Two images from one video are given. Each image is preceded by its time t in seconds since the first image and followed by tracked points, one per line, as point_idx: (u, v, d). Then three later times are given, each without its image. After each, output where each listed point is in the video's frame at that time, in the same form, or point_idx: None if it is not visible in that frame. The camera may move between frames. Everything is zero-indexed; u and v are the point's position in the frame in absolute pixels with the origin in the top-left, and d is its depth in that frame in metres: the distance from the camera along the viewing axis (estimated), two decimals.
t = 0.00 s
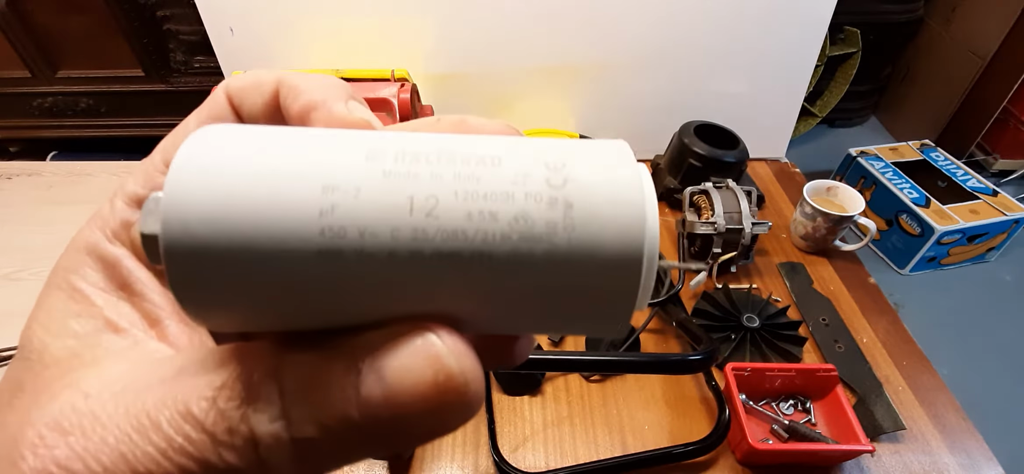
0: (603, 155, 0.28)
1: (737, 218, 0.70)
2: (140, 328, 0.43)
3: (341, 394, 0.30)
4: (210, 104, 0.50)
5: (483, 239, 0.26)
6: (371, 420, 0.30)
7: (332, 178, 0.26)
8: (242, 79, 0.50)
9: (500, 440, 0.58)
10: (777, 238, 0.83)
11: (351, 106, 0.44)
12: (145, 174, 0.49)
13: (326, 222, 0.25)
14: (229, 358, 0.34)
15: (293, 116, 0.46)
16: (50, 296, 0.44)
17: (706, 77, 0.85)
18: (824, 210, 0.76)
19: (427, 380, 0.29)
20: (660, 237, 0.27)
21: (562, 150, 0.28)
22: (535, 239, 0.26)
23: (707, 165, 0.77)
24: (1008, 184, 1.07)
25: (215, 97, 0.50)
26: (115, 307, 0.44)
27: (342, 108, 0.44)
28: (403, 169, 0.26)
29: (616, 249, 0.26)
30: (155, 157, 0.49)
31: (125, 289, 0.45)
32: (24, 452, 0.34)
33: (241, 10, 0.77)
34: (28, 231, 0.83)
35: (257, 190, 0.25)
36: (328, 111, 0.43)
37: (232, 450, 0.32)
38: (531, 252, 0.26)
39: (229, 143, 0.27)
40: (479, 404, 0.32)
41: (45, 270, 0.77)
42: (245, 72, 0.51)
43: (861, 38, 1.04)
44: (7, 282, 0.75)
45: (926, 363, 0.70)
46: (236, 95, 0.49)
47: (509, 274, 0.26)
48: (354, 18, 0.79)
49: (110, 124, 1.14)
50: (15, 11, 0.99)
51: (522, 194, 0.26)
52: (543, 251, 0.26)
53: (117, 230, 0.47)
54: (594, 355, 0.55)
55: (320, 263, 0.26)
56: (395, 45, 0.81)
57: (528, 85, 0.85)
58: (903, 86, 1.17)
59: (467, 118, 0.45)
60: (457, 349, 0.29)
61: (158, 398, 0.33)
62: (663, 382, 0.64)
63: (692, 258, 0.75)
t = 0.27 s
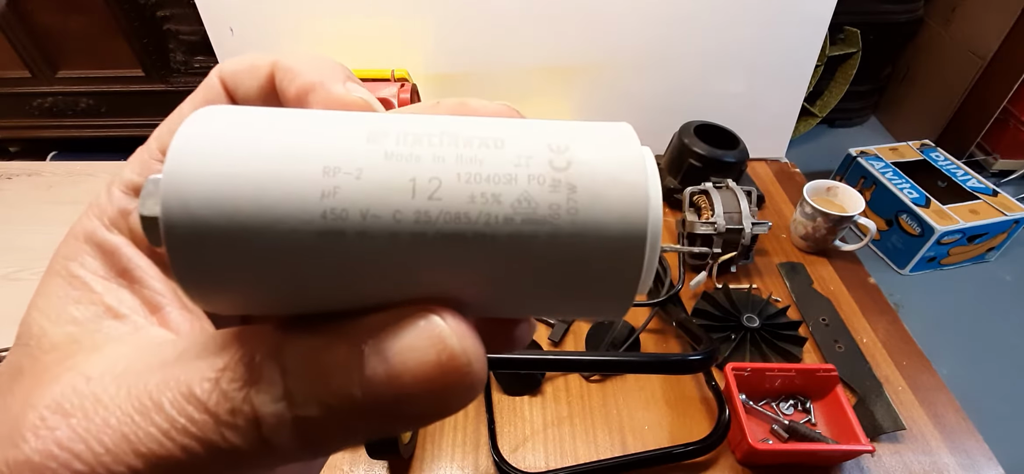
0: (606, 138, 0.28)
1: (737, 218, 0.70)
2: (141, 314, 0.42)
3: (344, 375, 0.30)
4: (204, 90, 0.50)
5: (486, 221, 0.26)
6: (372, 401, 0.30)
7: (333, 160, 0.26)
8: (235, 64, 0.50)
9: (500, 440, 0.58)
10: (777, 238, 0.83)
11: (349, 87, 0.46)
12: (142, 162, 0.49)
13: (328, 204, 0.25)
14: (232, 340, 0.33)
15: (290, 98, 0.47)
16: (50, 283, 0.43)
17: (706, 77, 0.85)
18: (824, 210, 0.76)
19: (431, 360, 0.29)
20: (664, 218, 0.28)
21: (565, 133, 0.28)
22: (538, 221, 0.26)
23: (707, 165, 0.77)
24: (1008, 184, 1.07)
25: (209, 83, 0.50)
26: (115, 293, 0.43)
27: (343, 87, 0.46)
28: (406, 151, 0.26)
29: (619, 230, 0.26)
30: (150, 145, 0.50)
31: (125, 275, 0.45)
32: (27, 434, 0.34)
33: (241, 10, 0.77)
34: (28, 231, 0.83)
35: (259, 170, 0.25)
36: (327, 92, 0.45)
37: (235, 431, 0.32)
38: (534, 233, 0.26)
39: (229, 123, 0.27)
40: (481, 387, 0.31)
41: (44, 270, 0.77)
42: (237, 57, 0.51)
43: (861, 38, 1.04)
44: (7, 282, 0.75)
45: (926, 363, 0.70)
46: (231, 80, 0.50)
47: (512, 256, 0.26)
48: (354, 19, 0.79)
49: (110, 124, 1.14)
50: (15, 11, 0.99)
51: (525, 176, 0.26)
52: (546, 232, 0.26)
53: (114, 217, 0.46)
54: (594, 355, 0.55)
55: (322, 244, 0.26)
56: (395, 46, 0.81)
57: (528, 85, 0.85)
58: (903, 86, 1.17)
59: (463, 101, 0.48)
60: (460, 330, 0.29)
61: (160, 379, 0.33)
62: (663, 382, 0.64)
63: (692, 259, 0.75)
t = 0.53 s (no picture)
0: (612, 139, 0.28)
1: (737, 218, 0.70)
2: (146, 311, 0.42)
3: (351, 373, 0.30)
4: (186, 84, 0.48)
5: (493, 228, 0.26)
6: (380, 399, 0.30)
7: (338, 167, 0.26)
8: (216, 53, 0.48)
9: (500, 440, 0.58)
10: (777, 238, 0.83)
11: (342, 78, 0.44)
12: (134, 162, 0.48)
13: (336, 211, 0.25)
14: (236, 338, 0.33)
15: (281, 90, 0.45)
16: (53, 282, 0.43)
17: (706, 78, 0.85)
18: (824, 210, 0.76)
19: (439, 359, 0.29)
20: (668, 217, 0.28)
21: (570, 135, 0.28)
22: (545, 227, 0.26)
23: (707, 165, 0.77)
24: (1008, 184, 1.06)
25: (189, 75, 0.48)
26: (123, 292, 0.43)
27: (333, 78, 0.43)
28: (412, 157, 0.26)
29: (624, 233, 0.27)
30: (140, 144, 0.48)
31: (127, 275, 0.44)
32: (34, 428, 0.33)
33: (241, 10, 0.77)
34: (28, 231, 0.83)
35: (265, 173, 0.25)
36: (321, 85, 0.43)
37: (243, 423, 0.32)
38: (541, 239, 0.26)
39: (234, 126, 0.26)
40: (484, 387, 0.32)
41: (44, 270, 0.77)
42: (217, 46, 0.49)
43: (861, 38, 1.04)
44: (7, 282, 0.75)
45: (926, 363, 0.70)
46: (212, 72, 0.48)
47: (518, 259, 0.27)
48: (354, 19, 0.79)
49: (111, 124, 1.14)
50: (15, 11, 0.99)
51: (531, 182, 0.26)
52: (553, 239, 0.26)
53: (113, 219, 0.46)
54: (594, 355, 0.55)
55: (329, 249, 0.26)
56: (395, 46, 0.81)
57: (528, 85, 0.85)
58: (903, 86, 1.17)
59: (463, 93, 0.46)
60: (467, 333, 0.30)
61: (169, 374, 0.33)
62: (663, 382, 0.64)
63: (692, 259, 0.75)
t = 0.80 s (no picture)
0: (617, 132, 0.28)
1: (737, 218, 0.70)
2: (146, 302, 0.42)
3: (356, 361, 0.30)
4: (184, 75, 0.47)
5: (498, 221, 0.26)
6: (383, 387, 0.30)
7: (342, 159, 0.25)
8: (212, 44, 0.48)
9: (500, 440, 0.58)
10: (777, 238, 0.83)
11: (341, 61, 0.44)
12: (132, 155, 0.47)
13: (339, 204, 0.25)
14: (239, 326, 0.32)
15: (279, 78, 0.45)
16: (51, 274, 0.43)
17: (706, 77, 0.85)
18: (823, 210, 0.76)
19: (442, 348, 0.29)
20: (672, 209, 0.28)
21: (574, 127, 0.28)
22: (549, 221, 0.26)
23: (708, 165, 0.77)
24: (1008, 184, 1.06)
25: (186, 67, 0.48)
26: (120, 282, 0.43)
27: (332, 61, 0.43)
28: (415, 149, 0.26)
29: (628, 227, 0.27)
30: (137, 136, 0.47)
31: (126, 266, 0.44)
32: (35, 416, 0.34)
33: (241, 10, 0.77)
34: (27, 231, 0.83)
35: (269, 162, 0.25)
36: (321, 69, 0.43)
37: (246, 411, 0.32)
38: (545, 232, 0.26)
39: (238, 115, 0.26)
40: (487, 372, 0.32)
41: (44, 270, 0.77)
42: (213, 37, 0.49)
43: (861, 38, 1.04)
44: (7, 282, 0.75)
45: (926, 363, 0.70)
46: (210, 63, 0.48)
47: (522, 251, 0.27)
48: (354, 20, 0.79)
49: (111, 124, 1.14)
50: (15, 11, 0.98)
51: (536, 175, 0.26)
52: (557, 232, 0.26)
53: (111, 211, 0.46)
54: (595, 355, 0.55)
55: (334, 241, 0.26)
56: (395, 46, 0.81)
57: (528, 85, 0.85)
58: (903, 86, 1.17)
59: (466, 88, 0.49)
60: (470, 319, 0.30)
61: (172, 362, 0.33)
62: (663, 382, 0.64)
63: (692, 259, 0.75)
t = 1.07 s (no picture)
0: (612, 124, 0.28)
1: (737, 218, 0.70)
2: (136, 297, 0.42)
3: (347, 356, 0.29)
4: (178, 67, 0.48)
5: (489, 211, 0.26)
6: (377, 383, 0.30)
7: (330, 148, 0.25)
8: (208, 37, 0.48)
9: (500, 440, 0.58)
10: (777, 238, 0.83)
11: (334, 52, 0.44)
12: (124, 147, 0.48)
13: (327, 194, 0.25)
14: (229, 321, 0.32)
15: (272, 69, 0.46)
16: (42, 269, 0.43)
17: (706, 77, 0.85)
18: (824, 211, 0.76)
19: (435, 342, 0.29)
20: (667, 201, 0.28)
21: (568, 118, 0.28)
22: (541, 212, 0.26)
23: (707, 165, 0.77)
24: (1008, 184, 1.06)
25: (181, 59, 0.48)
26: (111, 278, 0.43)
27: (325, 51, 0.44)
28: (406, 139, 0.26)
29: (621, 219, 0.27)
30: (130, 129, 0.48)
31: (116, 261, 0.44)
32: (22, 414, 0.33)
33: (241, 11, 0.77)
34: (27, 231, 0.83)
35: (257, 153, 0.25)
36: (312, 59, 0.43)
37: (234, 408, 0.32)
38: (537, 223, 0.26)
39: (226, 105, 0.26)
40: (481, 369, 0.32)
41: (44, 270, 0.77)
42: (208, 29, 0.50)
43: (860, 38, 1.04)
44: (7, 282, 0.75)
45: (926, 363, 0.70)
46: (205, 55, 0.48)
47: (515, 242, 0.27)
48: (355, 20, 0.79)
49: (110, 124, 1.14)
50: (15, 10, 0.98)
51: (529, 166, 0.26)
52: (550, 223, 0.26)
53: (102, 204, 0.46)
54: (595, 355, 0.55)
55: (323, 231, 0.26)
56: (396, 46, 0.81)
57: (528, 86, 0.85)
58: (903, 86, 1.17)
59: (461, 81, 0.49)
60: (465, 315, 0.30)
61: (159, 359, 0.33)
62: (664, 382, 0.64)
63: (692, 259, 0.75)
